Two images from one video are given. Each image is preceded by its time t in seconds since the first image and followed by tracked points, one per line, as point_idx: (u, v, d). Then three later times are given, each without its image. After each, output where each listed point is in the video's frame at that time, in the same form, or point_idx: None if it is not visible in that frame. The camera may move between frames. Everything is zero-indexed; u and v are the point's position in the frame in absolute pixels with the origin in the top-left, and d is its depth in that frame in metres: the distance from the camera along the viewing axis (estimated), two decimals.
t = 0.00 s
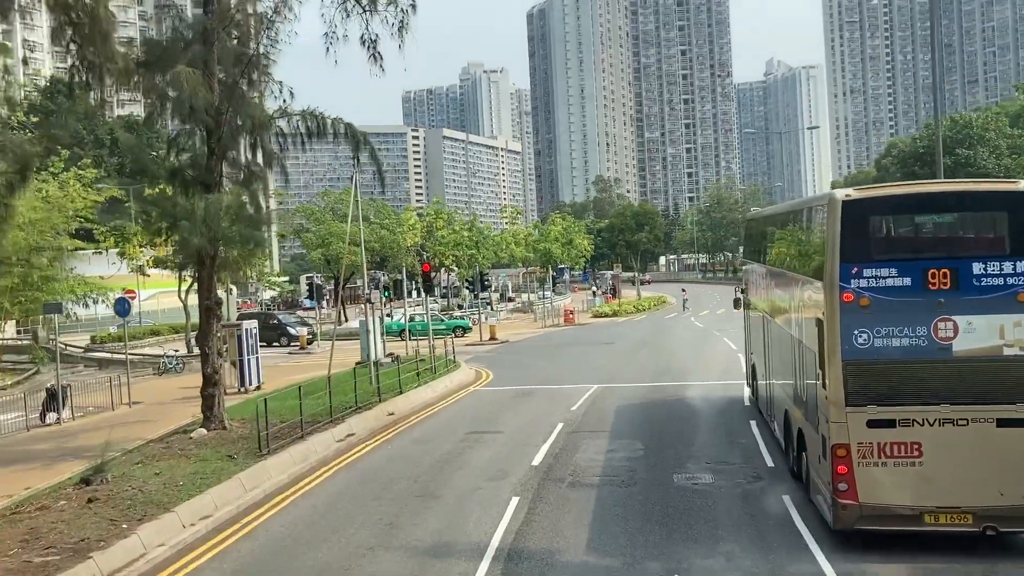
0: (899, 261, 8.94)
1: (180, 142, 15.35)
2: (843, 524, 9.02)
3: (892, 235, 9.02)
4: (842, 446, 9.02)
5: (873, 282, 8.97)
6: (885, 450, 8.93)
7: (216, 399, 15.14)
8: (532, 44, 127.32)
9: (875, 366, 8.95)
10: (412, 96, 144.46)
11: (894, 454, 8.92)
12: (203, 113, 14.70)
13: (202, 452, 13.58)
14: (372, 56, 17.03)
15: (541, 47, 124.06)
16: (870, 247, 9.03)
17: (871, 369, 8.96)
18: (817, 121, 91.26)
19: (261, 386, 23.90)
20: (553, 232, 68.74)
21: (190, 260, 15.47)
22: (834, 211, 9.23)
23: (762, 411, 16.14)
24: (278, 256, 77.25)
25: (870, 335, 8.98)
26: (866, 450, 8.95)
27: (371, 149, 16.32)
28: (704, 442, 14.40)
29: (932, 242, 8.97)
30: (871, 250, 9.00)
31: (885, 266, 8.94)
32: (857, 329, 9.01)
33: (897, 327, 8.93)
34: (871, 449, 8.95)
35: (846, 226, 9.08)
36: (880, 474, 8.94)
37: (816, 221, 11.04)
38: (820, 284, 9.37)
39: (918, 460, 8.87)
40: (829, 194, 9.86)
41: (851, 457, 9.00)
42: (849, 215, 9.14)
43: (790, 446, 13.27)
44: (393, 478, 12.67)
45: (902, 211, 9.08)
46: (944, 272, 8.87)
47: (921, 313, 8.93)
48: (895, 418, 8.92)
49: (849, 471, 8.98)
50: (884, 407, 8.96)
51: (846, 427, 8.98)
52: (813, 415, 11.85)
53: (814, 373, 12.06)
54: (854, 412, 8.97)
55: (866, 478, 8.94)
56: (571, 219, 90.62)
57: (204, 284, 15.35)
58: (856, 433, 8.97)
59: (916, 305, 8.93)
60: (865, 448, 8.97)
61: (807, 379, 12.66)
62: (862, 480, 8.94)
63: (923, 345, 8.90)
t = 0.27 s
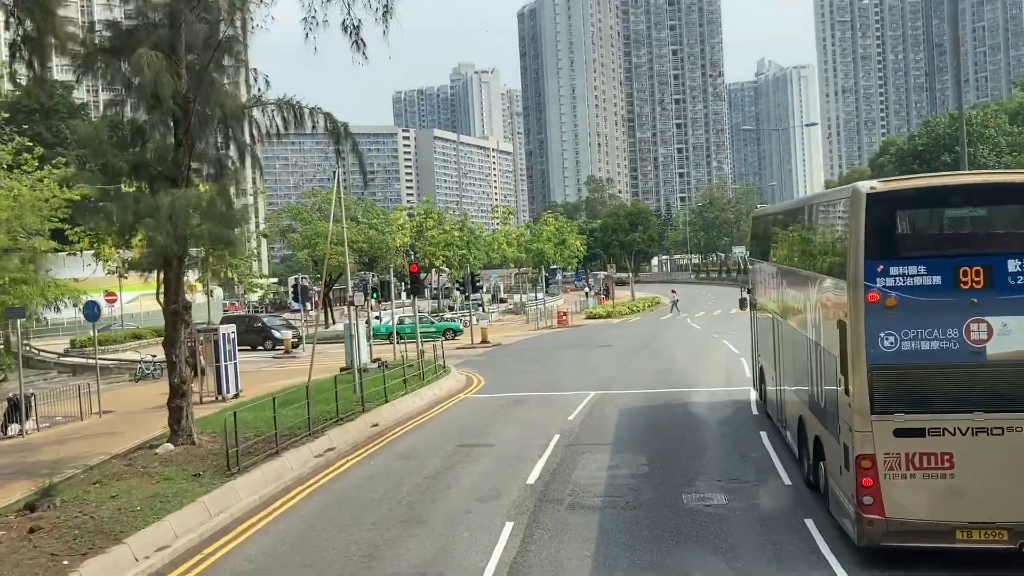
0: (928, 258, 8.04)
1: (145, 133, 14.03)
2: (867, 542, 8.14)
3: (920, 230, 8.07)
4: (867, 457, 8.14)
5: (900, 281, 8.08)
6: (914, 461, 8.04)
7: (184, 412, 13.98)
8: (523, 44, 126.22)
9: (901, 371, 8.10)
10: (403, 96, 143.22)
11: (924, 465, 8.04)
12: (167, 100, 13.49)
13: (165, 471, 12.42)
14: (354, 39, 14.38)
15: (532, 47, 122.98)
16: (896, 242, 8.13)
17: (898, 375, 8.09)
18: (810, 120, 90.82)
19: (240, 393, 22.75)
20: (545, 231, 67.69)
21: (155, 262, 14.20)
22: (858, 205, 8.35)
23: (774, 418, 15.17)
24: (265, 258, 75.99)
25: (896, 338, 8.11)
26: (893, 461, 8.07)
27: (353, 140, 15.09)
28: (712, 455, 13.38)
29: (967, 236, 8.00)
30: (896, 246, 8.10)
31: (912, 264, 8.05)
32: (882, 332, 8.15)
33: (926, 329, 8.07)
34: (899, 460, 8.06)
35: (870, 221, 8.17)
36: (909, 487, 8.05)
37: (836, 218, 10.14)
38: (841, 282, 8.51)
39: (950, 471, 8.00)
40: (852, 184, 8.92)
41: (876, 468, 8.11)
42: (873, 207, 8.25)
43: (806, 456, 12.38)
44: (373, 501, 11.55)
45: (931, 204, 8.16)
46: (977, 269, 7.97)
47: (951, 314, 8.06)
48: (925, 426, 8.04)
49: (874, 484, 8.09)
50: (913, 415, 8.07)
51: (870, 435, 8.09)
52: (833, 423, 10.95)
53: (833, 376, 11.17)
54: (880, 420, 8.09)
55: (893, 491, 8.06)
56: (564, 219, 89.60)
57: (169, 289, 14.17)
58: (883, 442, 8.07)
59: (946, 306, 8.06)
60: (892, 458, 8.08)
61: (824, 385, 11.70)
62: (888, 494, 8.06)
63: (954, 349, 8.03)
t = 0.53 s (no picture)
0: (965, 257, 7.28)
1: (108, 125, 12.71)
2: (898, 567, 7.47)
3: (955, 228, 7.33)
4: (898, 475, 7.47)
5: (933, 283, 7.32)
6: (950, 479, 7.39)
7: (147, 427, 12.82)
8: (514, 45, 125.19)
9: (934, 383, 7.35)
10: (393, 97, 141.82)
11: (961, 484, 7.39)
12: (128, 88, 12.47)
13: (124, 493, 11.24)
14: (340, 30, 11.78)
15: (523, 48, 121.86)
16: (930, 240, 7.35)
17: (932, 387, 7.35)
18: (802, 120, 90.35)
19: (217, 403, 21.64)
20: (537, 232, 66.70)
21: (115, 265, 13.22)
22: (886, 203, 7.56)
23: (786, 427, 14.30)
24: (251, 261, 74.66)
25: (930, 346, 7.34)
26: (927, 480, 7.40)
27: (332, 131, 14.01)
28: (720, 472, 12.40)
29: (1007, 235, 7.25)
30: (930, 244, 7.34)
31: (947, 264, 7.29)
32: (913, 339, 7.38)
33: (962, 336, 7.32)
34: (933, 478, 7.40)
35: (900, 218, 7.41)
36: (943, 508, 7.41)
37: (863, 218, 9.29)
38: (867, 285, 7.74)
39: (988, 491, 7.37)
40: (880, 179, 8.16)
41: (908, 487, 7.45)
42: (905, 202, 7.48)
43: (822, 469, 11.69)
44: (353, 527, 10.48)
45: (968, 198, 7.42)
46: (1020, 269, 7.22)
47: (990, 319, 7.29)
48: (961, 442, 7.38)
49: (906, 505, 7.43)
50: (950, 430, 7.40)
51: (902, 452, 7.41)
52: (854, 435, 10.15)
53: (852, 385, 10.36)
54: (913, 435, 7.40)
55: (927, 512, 7.40)
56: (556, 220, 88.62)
57: (131, 292, 13.02)
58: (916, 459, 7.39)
59: (985, 310, 7.29)
60: (925, 477, 7.41)
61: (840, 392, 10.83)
62: (922, 515, 7.40)
63: (993, 357, 7.28)
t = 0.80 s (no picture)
0: (1012, 259, 6.60)
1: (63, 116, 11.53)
2: None
3: (1000, 225, 6.66)
4: (938, 500, 6.79)
5: (977, 287, 6.64)
6: (997, 505, 6.69)
7: (102, 447, 11.63)
8: (504, 46, 124.21)
9: (978, 397, 6.68)
10: (383, 99, 143.92)
11: (1009, 511, 6.70)
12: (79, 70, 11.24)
13: (72, 523, 10.11)
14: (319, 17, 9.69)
15: (514, 48, 120.80)
16: (971, 240, 6.67)
17: (975, 402, 6.68)
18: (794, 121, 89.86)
19: (192, 413, 20.53)
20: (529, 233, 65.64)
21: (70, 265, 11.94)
22: (923, 202, 6.87)
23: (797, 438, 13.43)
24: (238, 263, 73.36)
25: (973, 356, 6.66)
26: (971, 504, 6.72)
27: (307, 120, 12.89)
28: (731, 495, 11.38)
29: None
30: (972, 245, 6.66)
31: (991, 266, 6.62)
32: (954, 348, 6.71)
33: (1008, 345, 6.63)
34: (977, 504, 6.73)
35: (938, 215, 6.75)
36: (990, 536, 6.71)
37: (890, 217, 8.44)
38: (902, 290, 7.05)
39: None
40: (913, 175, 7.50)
41: (950, 513, 6.76)
42: (944, 198, 6.81)
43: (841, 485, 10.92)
44: (334, 555, 9.52)
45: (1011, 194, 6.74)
46: None
47: None
48: (1008, 463, 6.69)
49: (948, 533, 6.73)
50: (994, 450, 6.73)
51: (942, 475, 6.74)
52: (876, 453, 9.30)
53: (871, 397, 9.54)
54: (955, 457, 6.72)
55: (971, 541, 6.71)
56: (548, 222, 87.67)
57: (86, 298, 11.84)
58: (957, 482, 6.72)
59: None
60: (968, 501, 6.74)
61: (860, 403, 10.12)
62: (966, 544, 6.70)
63: None
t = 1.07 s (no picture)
0: None
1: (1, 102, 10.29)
2: None
3: None
4: (990, 534, 5.83)
5: None
6: None
7: (51, 469, 10.62)
8: (494, 48, 123.52)
9: None
10: (374, 100, 143.38)
11: None
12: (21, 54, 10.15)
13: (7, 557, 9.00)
14: (296, 2, 8.33)
15: (504, 50, 120.03)
16: None
17: None
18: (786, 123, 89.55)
19: (164, 425, 19.42)
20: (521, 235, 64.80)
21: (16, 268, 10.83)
22: (969, 192, 5.91)
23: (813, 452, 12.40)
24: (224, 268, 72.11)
25: None
26: None
27: (279, 110, 11.82)
28: (744, 520, 10.32)
29: None
30: None
31: None
32: (1008, 361, 5.76)
33: None
34: None
35: (987, 208, 5.81)
36: None
37: (919, 214, 7.43)
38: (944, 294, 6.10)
39: None
40: (952, 163, 6.54)
41: (1004, 550, 5.80)
42: (994, 188, 5.85)
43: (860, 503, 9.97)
44: None
45: None
46: None
47: None
48: None
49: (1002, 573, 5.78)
50: None
51: (994, 505, 5.79)
52: (903, 473, 8.32)
53: (896, 410, 8.55)
54: (1009, 485, 5.77)
55: None
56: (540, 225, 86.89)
57: (34, 305, 10.70)
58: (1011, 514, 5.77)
59: None
60: None
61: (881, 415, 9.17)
62: None
63: None
